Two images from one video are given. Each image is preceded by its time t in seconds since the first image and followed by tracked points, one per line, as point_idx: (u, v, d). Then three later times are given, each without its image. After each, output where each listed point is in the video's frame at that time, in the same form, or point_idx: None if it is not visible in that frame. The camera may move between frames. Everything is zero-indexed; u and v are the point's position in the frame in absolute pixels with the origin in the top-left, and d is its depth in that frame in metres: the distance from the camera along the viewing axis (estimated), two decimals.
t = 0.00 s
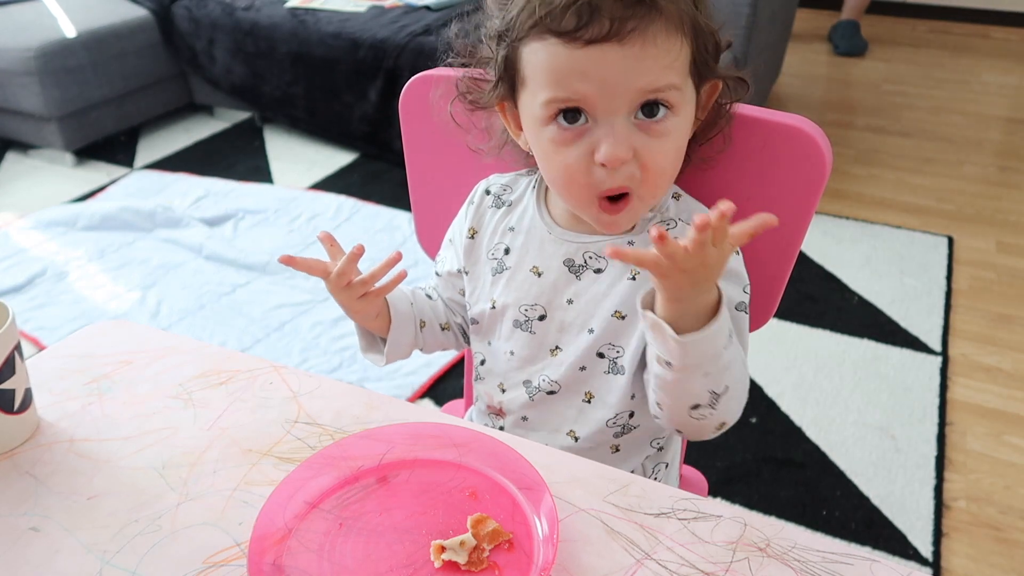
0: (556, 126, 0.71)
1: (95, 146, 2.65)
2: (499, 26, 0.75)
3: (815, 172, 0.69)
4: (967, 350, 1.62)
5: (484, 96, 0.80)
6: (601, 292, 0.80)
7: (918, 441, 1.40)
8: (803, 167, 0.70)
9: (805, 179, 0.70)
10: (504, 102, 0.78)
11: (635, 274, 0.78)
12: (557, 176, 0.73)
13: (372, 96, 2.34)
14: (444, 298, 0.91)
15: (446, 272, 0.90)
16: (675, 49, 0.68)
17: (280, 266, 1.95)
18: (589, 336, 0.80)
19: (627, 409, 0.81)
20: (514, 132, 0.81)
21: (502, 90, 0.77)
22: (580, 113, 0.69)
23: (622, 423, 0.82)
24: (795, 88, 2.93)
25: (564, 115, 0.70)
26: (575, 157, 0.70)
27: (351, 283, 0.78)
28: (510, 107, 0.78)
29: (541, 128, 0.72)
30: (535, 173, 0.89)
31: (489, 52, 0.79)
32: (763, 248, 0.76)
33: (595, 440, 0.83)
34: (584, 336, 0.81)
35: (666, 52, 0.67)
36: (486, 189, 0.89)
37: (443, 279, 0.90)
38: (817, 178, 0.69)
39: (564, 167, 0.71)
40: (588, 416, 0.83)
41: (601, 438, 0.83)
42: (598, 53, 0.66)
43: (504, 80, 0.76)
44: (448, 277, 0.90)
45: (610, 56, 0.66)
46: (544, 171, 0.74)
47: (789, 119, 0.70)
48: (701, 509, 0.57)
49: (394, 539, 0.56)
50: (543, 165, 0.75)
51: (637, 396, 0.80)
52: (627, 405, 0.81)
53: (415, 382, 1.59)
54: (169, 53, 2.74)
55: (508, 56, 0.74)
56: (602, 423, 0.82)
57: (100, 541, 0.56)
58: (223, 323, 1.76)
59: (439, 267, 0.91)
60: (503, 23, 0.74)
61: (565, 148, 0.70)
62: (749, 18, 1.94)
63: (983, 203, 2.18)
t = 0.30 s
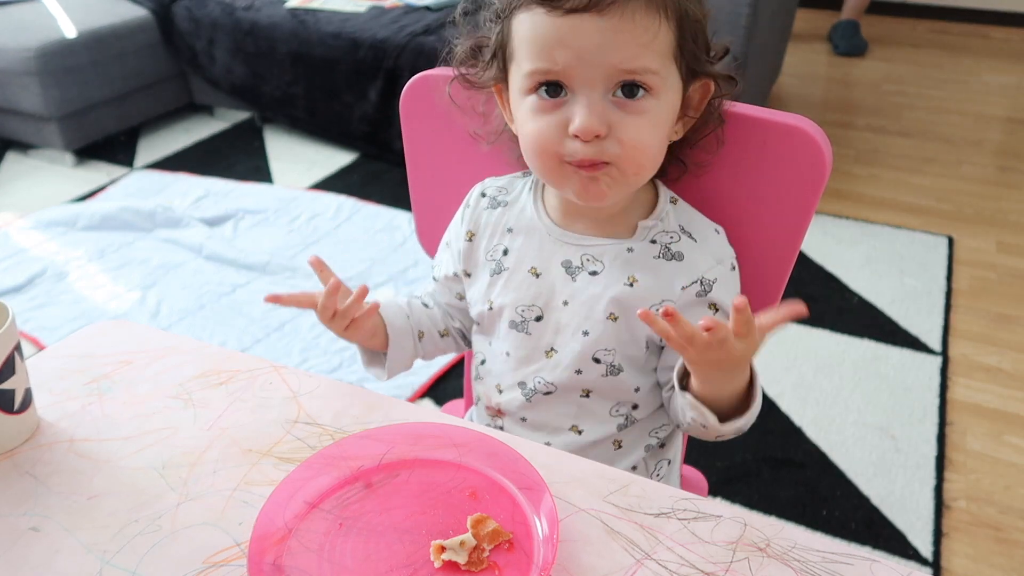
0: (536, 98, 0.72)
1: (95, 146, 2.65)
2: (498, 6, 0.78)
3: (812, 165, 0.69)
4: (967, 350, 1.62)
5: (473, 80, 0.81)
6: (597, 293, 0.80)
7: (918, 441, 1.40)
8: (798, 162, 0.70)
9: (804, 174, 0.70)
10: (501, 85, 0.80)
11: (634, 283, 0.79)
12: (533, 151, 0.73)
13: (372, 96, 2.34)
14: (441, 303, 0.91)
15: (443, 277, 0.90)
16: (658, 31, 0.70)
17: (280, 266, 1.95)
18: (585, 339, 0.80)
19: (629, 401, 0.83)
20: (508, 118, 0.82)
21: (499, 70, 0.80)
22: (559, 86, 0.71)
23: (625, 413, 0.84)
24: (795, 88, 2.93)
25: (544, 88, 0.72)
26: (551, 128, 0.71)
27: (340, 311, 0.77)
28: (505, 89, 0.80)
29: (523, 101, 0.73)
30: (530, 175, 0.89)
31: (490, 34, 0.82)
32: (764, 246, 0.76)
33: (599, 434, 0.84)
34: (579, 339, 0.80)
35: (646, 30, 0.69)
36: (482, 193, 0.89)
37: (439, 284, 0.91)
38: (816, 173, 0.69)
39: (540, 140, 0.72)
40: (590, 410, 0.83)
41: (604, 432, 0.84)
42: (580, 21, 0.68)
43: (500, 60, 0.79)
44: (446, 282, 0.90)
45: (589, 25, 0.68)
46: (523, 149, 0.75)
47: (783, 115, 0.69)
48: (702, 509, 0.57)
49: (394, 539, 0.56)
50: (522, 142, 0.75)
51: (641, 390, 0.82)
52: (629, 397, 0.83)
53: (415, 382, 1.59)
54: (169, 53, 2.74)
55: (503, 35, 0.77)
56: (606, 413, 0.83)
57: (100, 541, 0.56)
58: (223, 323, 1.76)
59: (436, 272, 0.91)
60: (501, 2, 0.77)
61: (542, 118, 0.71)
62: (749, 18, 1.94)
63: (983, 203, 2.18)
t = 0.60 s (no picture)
0: (515, 94, 0.71)
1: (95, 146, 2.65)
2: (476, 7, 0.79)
3: (797, 167, 0.69)
4: (967, 350, 1.62)
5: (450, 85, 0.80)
6: (588, 303, 0.80)
7: (918, 441, 1.40)
8: (785, 162, 0.70)
9: (788, 175, 0.70)
10: (478, 90, 0.81)
11: (624, 296, 0.80)
12: (512, 146, 0.72)
13: (372, 96, 2.34)
14: (430, 318, 0.90)
15: (429, 291, 0.89)
16: (635, 27, 0.70)
17: (280, 266, 1.95)
18: (578, 348, 0.81)
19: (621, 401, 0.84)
20: (486, 122, 0.82)
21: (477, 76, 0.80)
22: (539, 82, 0.70)
23: (616, 412, 0.84)
24: (795, 88, 2.93)
25: (523, 84, 0.71)
26: (529, 123, 0.70)
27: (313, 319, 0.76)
28: (482, 94, 0.81)
29: (501, 98, 0.73)
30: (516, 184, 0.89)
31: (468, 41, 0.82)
32: (761, 248, 0.76)
33: (591, 434, 0.84)
34: (572, 348, 0.81)
35: (624, 24, 0.69)
36: (470, 205, 0.88)
37: (426, 299, 0.89)
38: (804, 174, 0.69)
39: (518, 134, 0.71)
40: (583, 413, 0.84)
41: (599, 431, 0.84)
42: (558, 14, 0.68)
43: (479, 62, 0.79)
44: (435, 296, 0.89)
45: (569, 15, 0.67)
46: (503, 148, 0.74)
47: (769, 114, 0.70)
48: (701, 509, 0.57)
49: (394, 539, 0.56)
50: (501, 139, 0.75)
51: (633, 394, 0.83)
52: (620, 396, 0.83)
53: (415, 382, 1.59)
54: (169, 53, 2.74)
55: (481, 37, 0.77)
56: (597, 413, 0.84)
57: (101, 541, 0.56)
58: (223, 323, 1.76)
59: (421, 287, 0.90)
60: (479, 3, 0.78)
61: (521, 113, 0.71)
62: (749, 18, 1.94)
63: (983, 203, 2.18)
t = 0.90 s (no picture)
0: (522, 104, 0.71)
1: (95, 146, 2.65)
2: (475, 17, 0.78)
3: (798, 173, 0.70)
4: (967, 350, 1.62)
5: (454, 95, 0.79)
6: (602, 300, 0.79)
7: (918, 441, 1.40)
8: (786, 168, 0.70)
9: (791, 179, 0.71)
10: (484, 101, 0.80)
11: (640, 291, 0.78)
12: (522, 156, 0.72)
13: (372, 96, 2.34)
14: (438, 286, 0.87)
15: (439, 258, 0.87)
16: (638, 24, 0.70)
17: (280, 266, 1.95)
18: (589, 343, 0.80)
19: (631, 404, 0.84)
20: (495, 133, 0.82)
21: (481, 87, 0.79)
22: (545, 90, 0.70)
23: (626, 417, 0.85)
24: (795, 88, 2.93)
25: (529, 93, 0.71)
26: (538, 132, 0.70)
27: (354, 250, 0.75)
28: (489, 105, 0.80)
29: (508, 108, 0.73)
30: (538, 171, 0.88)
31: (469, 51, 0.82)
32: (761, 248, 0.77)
33: (599, 437, 0.85)
34: (584, 343, 0.81)
35: (626, 22, 0.69)
36: (492, 183, 0.87)
37: (435, 265, 0.87)
38: (805, 178, 0.70)
39: (528, 144, 0.71)
40: (592, 415, 0.84)
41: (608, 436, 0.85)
42: (559, 20, 0.68)
43: (483, 74, 0.78)
44: (444, 263, 0.87)
45: (570, 21, 0.67)
46: (513, 158, 0.74)
47: (771, 118, 0.70)
48: (701, 509, 0.57)
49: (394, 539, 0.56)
50: (510, 149, 0.74)
51: (644, 395, 0.83)
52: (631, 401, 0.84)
53: (415, 382, 1.59)
54: (169, 53, 2.74)
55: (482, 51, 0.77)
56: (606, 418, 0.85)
57: (101, 541, 0.56)
58: (223, 323, 1.76)
59: (433, 252, 0.87)
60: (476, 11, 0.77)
61: (529, 122, 0.71)
62: (749, 18, 1.93)
63: (983, 203, 2.18)
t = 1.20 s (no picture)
0: (530, 102, 0.71)
1: (95, 146, 2.64)
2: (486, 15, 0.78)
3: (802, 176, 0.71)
4: (967, 350, 1.62)
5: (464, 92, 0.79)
6: (616, 290, 0.79)
7: (918, 440, 1.40)
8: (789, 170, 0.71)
9: (793, 181, 0.71)
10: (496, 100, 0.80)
11: (653, 276, 0.78)
12: (529, 154, 0.72)
13: (372, 96, 2.34)
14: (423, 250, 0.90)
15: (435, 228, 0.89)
16: (646, 23, 0.70)
17: (280, 266, 1.95)
18: (605, 335, 0.80)
19: (646, 406, 0.82)
20: (504, 130, 0.81)
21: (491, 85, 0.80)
22: (553, 88, 0.70)
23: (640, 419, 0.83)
24: (795, 88, 2.93)
25: (537, 91, 0.71)
26: (546, 130, 0.70)
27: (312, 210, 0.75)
28: (499, 103, 0.80)
29: (516, 106, 0.73)
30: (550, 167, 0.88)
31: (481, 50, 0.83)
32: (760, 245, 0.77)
33: (611, 437, 0.84)
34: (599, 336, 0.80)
35: (634, 22, 0.69)
36: (504, 177, 0.87)
37: (429, 234, 0.89)
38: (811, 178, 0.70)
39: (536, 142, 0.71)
40: (604, 413, 0.83)
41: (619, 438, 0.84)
42: (566, 19, 0.68)
43: (494, 72, 0.78)
44: (440, 234, 0.89)
45: (578, 19, 0.67)
46: (522, 156, 0.74)
47: (772, 121, 0.70)
48: (702, 509, 0.57)
49: (394, 539, 0.56)
50: (518, 147, 0.75)
51: (659, 393, 0.82)
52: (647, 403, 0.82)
53: (415, 382, 1.59)
54: (169, 53, 2.74)
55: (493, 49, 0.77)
56: (619, 418, 0.83)
57: (101, 541, 0.56)
58: (223, 323, 1.76)
59: (432, 221, 0.89)
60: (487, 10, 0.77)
61: (537, 120, 0.71)
62: (749, 18, 1.93)
63: (983, 204, 2.18)
